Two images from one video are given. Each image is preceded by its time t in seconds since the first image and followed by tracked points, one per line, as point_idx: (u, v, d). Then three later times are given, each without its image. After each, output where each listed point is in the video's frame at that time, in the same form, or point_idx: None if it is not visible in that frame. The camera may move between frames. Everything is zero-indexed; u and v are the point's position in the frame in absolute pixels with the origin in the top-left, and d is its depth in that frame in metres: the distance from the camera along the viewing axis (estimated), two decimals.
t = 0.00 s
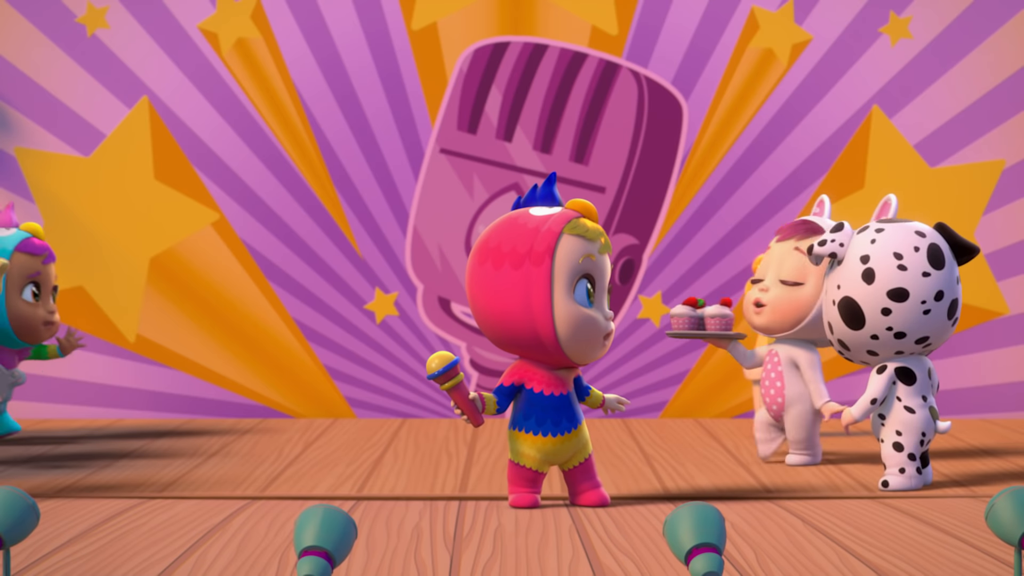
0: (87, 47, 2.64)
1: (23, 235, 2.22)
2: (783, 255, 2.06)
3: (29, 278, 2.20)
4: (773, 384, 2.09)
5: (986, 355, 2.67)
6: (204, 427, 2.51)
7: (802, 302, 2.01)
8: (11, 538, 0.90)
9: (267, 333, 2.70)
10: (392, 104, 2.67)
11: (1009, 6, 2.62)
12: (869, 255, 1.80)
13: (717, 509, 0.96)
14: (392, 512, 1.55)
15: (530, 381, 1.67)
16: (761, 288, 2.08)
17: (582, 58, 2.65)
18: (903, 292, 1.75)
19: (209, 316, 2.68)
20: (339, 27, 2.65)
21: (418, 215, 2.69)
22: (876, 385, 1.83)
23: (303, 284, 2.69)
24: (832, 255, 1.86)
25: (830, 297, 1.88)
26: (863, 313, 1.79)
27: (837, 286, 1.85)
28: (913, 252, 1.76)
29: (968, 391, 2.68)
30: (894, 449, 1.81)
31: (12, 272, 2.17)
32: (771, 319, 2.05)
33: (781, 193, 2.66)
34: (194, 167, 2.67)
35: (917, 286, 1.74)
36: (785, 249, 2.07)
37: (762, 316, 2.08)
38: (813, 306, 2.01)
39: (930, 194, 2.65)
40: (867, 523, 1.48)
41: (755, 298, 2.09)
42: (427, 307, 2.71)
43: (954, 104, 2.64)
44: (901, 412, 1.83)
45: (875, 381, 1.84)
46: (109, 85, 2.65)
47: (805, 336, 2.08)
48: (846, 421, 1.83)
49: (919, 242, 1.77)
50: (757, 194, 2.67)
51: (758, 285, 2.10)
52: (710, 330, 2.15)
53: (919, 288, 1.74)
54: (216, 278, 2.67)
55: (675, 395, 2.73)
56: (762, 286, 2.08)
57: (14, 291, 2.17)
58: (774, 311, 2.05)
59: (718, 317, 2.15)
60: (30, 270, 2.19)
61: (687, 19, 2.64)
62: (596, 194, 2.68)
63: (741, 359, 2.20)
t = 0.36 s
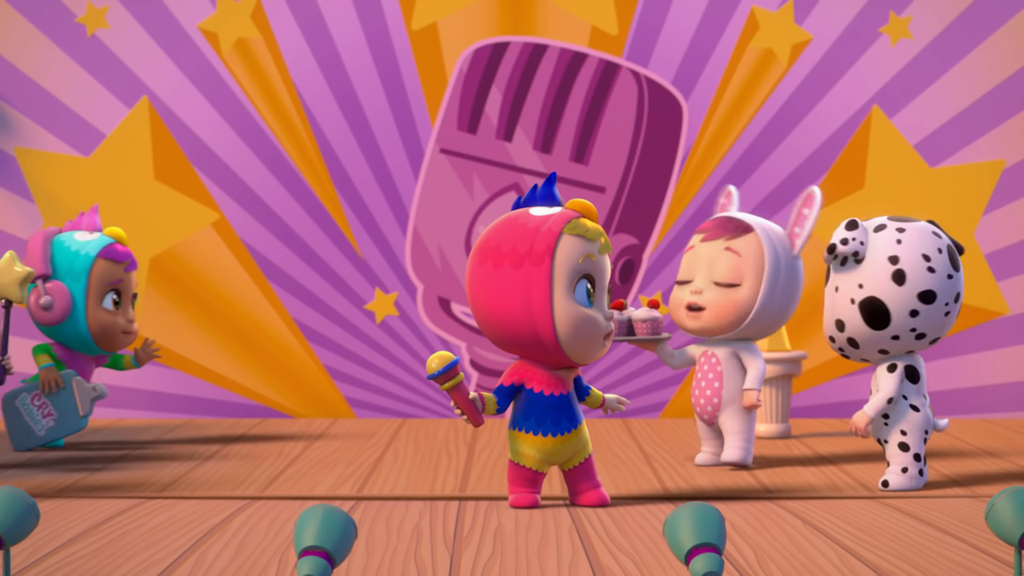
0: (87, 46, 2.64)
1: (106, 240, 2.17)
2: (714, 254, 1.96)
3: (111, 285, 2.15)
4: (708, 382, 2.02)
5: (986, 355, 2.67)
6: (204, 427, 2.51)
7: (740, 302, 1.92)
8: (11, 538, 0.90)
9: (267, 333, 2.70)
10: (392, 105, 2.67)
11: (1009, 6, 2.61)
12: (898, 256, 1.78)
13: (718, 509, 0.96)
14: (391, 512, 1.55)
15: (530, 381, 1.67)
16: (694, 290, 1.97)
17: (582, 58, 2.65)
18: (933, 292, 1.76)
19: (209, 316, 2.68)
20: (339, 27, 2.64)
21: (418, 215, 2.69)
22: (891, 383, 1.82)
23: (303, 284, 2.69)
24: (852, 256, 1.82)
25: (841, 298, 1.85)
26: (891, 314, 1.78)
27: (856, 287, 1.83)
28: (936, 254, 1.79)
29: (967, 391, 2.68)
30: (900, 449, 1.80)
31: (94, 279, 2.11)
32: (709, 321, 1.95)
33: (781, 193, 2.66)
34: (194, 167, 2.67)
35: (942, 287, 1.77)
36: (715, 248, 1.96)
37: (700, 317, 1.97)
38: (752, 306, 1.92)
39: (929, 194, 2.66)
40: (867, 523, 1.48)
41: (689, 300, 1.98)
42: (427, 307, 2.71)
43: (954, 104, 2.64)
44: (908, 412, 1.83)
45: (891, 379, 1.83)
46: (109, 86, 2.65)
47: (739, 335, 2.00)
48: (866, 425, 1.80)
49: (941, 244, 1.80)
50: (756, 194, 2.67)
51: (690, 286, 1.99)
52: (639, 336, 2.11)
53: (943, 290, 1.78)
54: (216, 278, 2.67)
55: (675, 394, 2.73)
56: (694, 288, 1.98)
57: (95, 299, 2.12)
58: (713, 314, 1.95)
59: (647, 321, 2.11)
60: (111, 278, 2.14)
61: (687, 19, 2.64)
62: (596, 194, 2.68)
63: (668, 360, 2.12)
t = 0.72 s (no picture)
0: (87, 46, 2.64)
1: (196, 228, 2.16)
2: (721, 257, 1.93)
3: (202, 274, 2.13)
4: (708, 385, 2.01)
5: (986, 355, 2.67)
6: (204, 427, 2.51)
7: (754, 302, 1.91)
8: (12, 538, 0.91)
9: (267, 333, 2.70)
10: (392, 105, 2.67)
11: (1009, 6, 2.61)
12: (948, 254, 1.80)
13: (718, 510, 0.96)
14: (391, 512, 1.55)
15: (529, 381, 1.67)
16: (704, 294, 1.94)
17: (582, 58, 2.65)
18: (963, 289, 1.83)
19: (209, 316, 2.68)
20: (339, 27, 2.64)
21: (418, 215, 2.69)
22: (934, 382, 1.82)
23: (303, 284, 2.69)
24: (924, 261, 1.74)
25: (908, 304, 1.76)
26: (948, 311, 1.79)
27: (925, 292, 1.76)
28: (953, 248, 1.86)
29: (967, 391, 2.68)
30: (908, 449, 1.78)
31: (186, 267, 2.11)
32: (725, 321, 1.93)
33: (781, 193, 2.66)
34: (194, 167, 2.67)
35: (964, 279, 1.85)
36: (722, 250, 1.93)
37: (712, 320, 1.95)
38: (766, 305, 1.91)
39: (929, 194, 2.66)
40: (867, 523, 1.48)
41: (700, 303, 1.95)
42: (427, 307, 2.71)
43: (954, 104, 2.64)
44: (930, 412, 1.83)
45: (922, 375, 1.83)
46: (109, 86, 2.65)
47: (738, 338, 2.01)
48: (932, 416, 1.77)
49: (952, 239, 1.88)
50: (756, 194, 2.67)
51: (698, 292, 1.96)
52: (639, 334, 2.11)
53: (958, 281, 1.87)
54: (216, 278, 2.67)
55: (675, 394, 2.73)
56: (704, 291, 1.95)
57: (187, 287, 2.11)
58: (727, 316, 1.93)
59: (647, 319, 2.11)
60: (203, 265, 2.13)
61: (687, 19, 2.63)
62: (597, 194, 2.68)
63: (667, 357, 2.12)
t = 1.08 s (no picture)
0: (87, 46, 2.64)
1: (284, 240, 2.09)
2: (725, 253, 1.93)
3: (293, 287, 2.07)
4: (708, 385, 2.01)
5: (986, 355, 2.67)
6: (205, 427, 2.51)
7: (755, 300, 1.91)
8: (11, 538, 0.90)
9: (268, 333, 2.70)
10: (392, 105, 2.67)
11: (1009, 6, 2.61)
12: (948, 254, 1.79)
13: (718, 510, 0.96)
14: (391, 512, 1.55)
15: (541, 385, 1.68)
16: (705, 289, 1.94)
17: (582, 58, 2.65)
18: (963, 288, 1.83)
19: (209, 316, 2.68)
20: (339, 27, 2.64)
21: (418, 215, 2.69)
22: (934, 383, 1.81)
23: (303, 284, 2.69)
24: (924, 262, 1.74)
25: (909, 304, 1.75)
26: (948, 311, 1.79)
27: (926, 292, 1.76)
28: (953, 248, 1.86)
29: (967, 391, 2.68)
30: (908, 449, 1.78)
31: (277, 281, 2.04)
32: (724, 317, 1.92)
33: (781, 193, 2.66)
34: (194, 167, 2.67)
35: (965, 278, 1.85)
36: (727, 246, 1.94)
37: (711, 315, 1.95)
38: (766, 305, 1.91)
39: (929, 195, 2.66)
40: (867, 523, 1.48)
41: (701, 298, 1.95)
42: (427, 307, 2.71)
43: (954, 104, 2.64)
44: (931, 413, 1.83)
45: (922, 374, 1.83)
46: (109, 86, 2.65)
47: (744, 338, 2.00)
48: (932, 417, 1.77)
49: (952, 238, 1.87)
50: (756, 194, 2.67)
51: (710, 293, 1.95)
52: (640, 332, 2.13)
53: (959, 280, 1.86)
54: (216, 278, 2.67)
55: (675, 395, 2.74)
56: (705, 286, 1.94)
57: (278, 301, 2.04)
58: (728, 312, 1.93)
59: (648, 317, 2.12)
60: (294, 278, 2.06)
61: (687, 19, 2.63)
62: (597, 194, 2.68)
63: (667, 356, 2.12)
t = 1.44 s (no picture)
0: (87, 46, 2.64)
1: (394, 229, 2.00)
2: (725, 253, 1.93)
3: (400, 278, 1.98)
4: (708, 385, 2.01)
5: (986, 355, 2.67)
6: (204, 427, 2.51)
7: (755, 300, 1.91)
8: (11, 538, 0.90)
9: (267, 333, 2.70)
10: (392, 105, 2.67)
11: (1009, 6, 2.61)
12: (949, 254, 1.79)
13: (718, 510, 0.96)
14: (391, 512, 1.55)
15: (541, 384, 1.68)
16: (705, 289, 1.94)
17: (582, 58, 2.65)
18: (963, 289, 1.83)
19: (209, 316, 2.68)
20: (339, 27, 2.64)
21: (418, 215, 2.69)
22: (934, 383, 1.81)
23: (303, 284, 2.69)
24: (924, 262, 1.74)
25: (908, 305, 1.75)
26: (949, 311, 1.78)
27: (926, 293, 1.76)
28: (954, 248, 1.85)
29: (967, 391, 2.68)
30: (909, 449, 1.78)
31: (384, 271, 1.96)
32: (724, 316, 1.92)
33: (781, 193, 2.66)
34: (194, 167, 2.67)
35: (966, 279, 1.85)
36: (727, 246, 1.94)
37: (711, 315, 1.95)
38: (766, 305, 1.91)
39: (929, 195, 2.66)
40: (867, 523, 1.48)
41: (701, 298, 1.95)
42: (427, 307, 2.71)
43: (954, 104, 2.64)
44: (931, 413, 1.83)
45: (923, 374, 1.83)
46: (109, 86, 2.65)
47: (744, 338, 2.00)
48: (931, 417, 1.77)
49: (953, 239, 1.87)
50: (756, 194, 2.67)
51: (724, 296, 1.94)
52: (640, 332, 2.13)
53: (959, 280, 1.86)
54: (216, 278, 2.67)
55: (675, 394, 2.74)
56: (705, 286, 1.94)
57: (384, 292, 1.96)
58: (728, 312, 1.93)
59: (648, 317, 2.12)
60: (401, 270, 1.98)
61: (687, 19, 2.63)
62: (597, 194, 2.68)
63: (667, 356, 2.12)
